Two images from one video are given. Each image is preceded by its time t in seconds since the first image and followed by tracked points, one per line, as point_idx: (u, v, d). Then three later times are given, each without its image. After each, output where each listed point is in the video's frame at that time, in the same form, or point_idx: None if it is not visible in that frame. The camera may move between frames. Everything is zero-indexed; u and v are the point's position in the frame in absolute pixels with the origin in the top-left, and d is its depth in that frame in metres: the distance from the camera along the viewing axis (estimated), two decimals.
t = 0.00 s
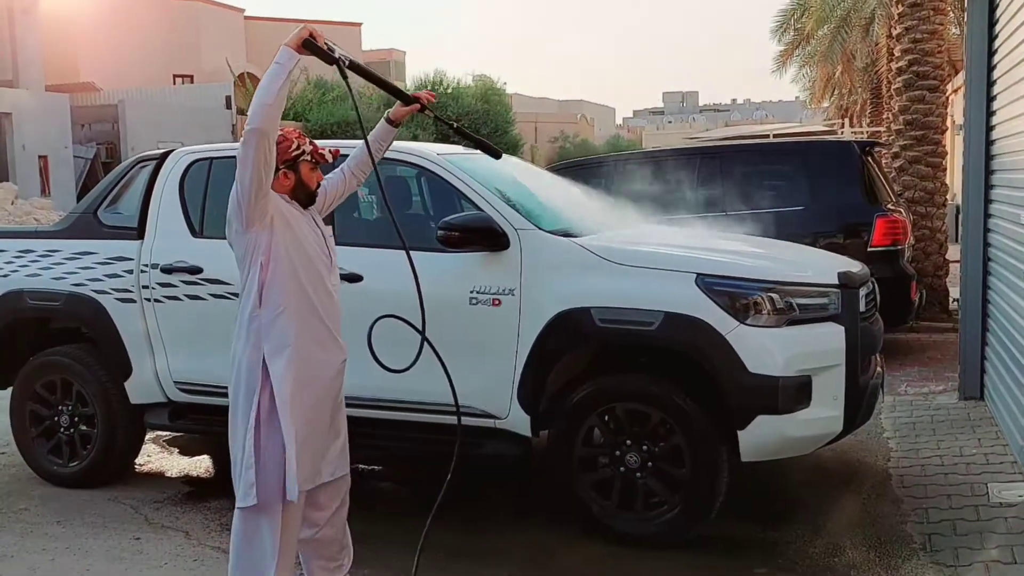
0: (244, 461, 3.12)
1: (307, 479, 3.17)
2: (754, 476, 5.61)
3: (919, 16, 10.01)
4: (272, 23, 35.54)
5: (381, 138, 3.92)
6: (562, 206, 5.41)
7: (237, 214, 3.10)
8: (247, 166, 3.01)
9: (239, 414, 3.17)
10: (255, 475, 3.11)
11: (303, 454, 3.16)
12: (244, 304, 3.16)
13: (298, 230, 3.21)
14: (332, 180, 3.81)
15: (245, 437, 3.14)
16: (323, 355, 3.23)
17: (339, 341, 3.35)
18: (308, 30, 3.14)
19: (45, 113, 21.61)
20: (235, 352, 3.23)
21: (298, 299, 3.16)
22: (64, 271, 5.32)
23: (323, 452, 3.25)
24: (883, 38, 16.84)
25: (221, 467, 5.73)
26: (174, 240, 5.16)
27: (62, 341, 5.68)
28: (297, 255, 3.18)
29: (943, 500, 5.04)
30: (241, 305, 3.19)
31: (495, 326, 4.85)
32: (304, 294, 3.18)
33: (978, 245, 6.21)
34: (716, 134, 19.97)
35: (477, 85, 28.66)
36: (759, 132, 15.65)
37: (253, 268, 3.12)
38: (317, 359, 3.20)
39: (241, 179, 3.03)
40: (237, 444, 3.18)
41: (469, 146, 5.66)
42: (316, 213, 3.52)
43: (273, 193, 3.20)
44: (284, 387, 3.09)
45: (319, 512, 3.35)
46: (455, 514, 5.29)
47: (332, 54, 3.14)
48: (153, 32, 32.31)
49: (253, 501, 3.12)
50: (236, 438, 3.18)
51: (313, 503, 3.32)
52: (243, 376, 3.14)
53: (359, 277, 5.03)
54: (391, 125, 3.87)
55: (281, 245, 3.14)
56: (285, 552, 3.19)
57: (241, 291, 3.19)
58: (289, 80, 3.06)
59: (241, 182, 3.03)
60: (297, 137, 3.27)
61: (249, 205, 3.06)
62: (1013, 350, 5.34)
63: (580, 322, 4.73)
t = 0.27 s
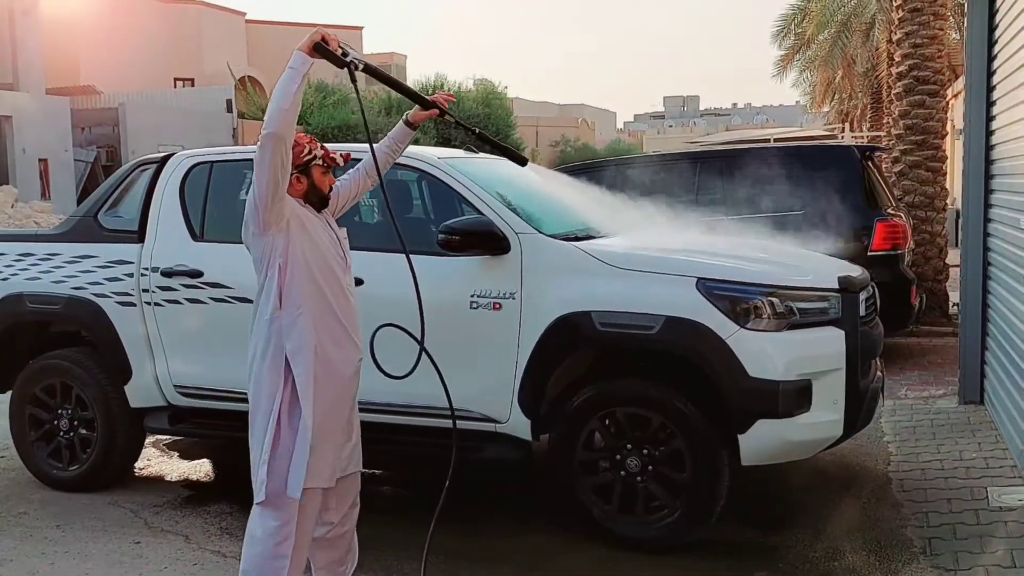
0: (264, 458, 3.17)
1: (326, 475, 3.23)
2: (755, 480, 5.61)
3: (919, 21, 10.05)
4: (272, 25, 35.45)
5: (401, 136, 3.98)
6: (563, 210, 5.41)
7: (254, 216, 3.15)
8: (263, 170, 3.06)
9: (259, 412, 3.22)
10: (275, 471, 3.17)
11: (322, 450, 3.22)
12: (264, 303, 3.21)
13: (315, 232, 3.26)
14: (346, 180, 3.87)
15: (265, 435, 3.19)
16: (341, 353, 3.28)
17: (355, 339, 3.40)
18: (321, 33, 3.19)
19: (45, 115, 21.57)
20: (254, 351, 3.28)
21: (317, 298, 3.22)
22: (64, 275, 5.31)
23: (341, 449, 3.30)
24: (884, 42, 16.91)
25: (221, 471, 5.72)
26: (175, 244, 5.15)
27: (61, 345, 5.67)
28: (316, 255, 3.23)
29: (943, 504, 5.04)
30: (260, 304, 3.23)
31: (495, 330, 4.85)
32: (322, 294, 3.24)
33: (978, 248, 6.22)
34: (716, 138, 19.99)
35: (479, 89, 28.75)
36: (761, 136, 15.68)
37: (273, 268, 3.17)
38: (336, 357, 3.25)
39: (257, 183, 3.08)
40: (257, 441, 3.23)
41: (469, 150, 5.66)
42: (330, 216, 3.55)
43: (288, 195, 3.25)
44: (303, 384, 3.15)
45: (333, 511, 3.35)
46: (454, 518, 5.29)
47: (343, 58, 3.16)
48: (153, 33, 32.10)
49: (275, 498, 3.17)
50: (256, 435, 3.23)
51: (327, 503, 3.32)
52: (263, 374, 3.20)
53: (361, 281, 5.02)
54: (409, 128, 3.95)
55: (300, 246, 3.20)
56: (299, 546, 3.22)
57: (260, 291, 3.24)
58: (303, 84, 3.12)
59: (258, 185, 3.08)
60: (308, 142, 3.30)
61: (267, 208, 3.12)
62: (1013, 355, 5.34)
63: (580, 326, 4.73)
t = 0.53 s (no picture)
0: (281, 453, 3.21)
1: (342, 468, 3.28)
2: (756, 483, 5.61)
3: (920, 24, 10.08)
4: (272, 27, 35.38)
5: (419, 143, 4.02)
6: (564, 212, 5.42)
7: (271, 214, 3.18)
8: (283, 169, 3.10)
9: (274, 408, 3.25)
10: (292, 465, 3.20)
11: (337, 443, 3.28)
12: (279, 300, 3.24)
13: (330, 231, 3.31)
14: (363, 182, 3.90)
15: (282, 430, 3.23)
16: (354, 350, 3.33)
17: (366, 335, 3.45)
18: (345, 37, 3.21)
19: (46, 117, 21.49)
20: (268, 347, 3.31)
21: (332, 295, 3.27)
22: (64, 277, 5.30)
23: (354, 445, 3.34)
24: (884, 45, 16.99)
25: (221, 473, 5.71)
26: (176, 245, 5.15)
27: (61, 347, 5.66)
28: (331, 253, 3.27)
29: (944, 506, 5.04)
30: (275, 301, 3.27)
31: (496, 333, 4.85)
32: (338, 291, 3.28)
33: (978, 251, 6.23)
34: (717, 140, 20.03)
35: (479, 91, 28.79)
36: (762, 138, 15.73)
37: (289, 266, 3.21)
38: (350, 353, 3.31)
39: (276, 181, 3.12)
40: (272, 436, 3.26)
41: (471, 153, 5.66)
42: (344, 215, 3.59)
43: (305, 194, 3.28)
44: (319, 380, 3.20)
45: (347, 507, 3.39)
46: (455, 520, 5.28)
47: (365, 64, 3.18)
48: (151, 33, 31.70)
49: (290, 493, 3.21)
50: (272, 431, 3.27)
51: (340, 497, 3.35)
52: (279, 370, 3.23)
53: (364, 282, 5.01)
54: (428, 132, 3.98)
55: (315, 243, 3.24)
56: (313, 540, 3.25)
57: (275, 288, 3.27)
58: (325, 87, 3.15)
59: (277, 184, 3.12)
60: (322, 143, 3.37)
61: (285, 206, 3.15)
62: (1014, 357, 5.35)
63: (581, 328, 4.73)
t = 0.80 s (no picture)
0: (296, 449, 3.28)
1: (354, 464, 3.36)
2: (758, 485, 5.61)
3: (921, 28, 10.12)
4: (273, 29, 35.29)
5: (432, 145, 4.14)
6: (566, 214, 5.42)
7: (288, 212, 3.26)
8: (304, 167, 3.18)
9: (287, 405, 3.32)
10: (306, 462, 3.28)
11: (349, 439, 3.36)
12: (292, 299, 3.31)
13: (343, 231, 3.39)
14: (379, 185, 3.98)
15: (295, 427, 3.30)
16: (363, 348, 3.41)
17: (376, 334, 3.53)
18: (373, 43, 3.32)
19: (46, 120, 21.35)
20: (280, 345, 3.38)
21: (344, 294, 3.35)
22: (65, 279, 5.29)
23: (363, 440, 3.42)
24: (885, 49, 17.10)
25: (222, 476, 5.70)
26: (178, 247, 5.14)
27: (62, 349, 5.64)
28: (343, 252, 3.35)
29: (945, 509, 5.05)
30: (287, 300, 3.34)
31: (497, 335, 4.85)
32: (349, 289, 3.36)
33: (978, 254, 6.24)
34: (719, 144, 20.07)
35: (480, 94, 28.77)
36: (765, 141, 15.77)
37: (302, 264, 3.28)
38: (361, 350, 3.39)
39: (295, 178, 3.20)
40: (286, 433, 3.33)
41: (472, 155, 5.67)
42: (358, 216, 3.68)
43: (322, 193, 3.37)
44: (331, 376, 3.27)
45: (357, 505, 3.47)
46: (456, 523, 5.28)
47: (392, 68, 3.31)
48: (153, 34, 31.53)
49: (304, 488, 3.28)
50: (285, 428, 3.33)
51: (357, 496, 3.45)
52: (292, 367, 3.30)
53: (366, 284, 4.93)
54: (438, 133, 4.11)
55: (328, 242, 3.31)
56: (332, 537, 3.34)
57: (287, 285, 3.34)
58: (351, 91, 3.25)
59: (296, 182, 3.20)
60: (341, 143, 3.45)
61: (302, 205, 3.23)
62: (1016, 359, 5.36)
63: (583, 330, 4.73)
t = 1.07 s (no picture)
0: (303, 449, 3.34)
1: (361, 464, 3.42)
2: (755, 490, 5.62)
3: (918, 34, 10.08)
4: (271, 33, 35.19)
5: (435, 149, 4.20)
6: (564, 219, 5.43)
7: (302, 213, 3.31)
8: (323, 169, 3.24)
9: (295, 406, 3.37)
10: (314, 461, 3.34)
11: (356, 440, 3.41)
12: (300, 301, 3.36)
13: (352, 234, 3.42)
14: (386, 192, 4.04)
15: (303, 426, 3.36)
16: (370, 350, 3.45)
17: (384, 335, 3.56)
18: (395, 50, 3.42)
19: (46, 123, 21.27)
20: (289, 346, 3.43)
21: (351, 296, 3.39)
22: (63, 283, 5.28)
23: (372, 441, 3.47)
24: (883, 54, 17.16)
25: (219, 480, 5.70)
26: (176, 252, 5.14)
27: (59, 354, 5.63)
28: (352, 255, 3.39)
29: (943, 514, 5.05)
30: (295, 302, 3.38)
31: (494, 339, 4.86)
32: (357, 291, 3.40)
33: (976, 260, 6.25)
34: (717, 148, 20.08)
35: (478, 97, 28.77)
36: (764, 146, 15.79)
37: (311, 267, 3.33)
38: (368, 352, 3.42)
39: (314, 180, 3.25)
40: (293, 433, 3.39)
41: (471, 160, 5.67)
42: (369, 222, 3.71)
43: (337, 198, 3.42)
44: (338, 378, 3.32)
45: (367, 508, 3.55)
46: (453, 527, 5.28)
47: (412, 72, 3.43)
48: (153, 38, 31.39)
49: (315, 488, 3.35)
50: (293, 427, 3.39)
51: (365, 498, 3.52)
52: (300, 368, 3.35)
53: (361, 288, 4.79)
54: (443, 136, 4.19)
55: (337, 245, 3.35)
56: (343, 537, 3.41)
57: (296, 287, 3.39)
58: (373, 96, 3.33)
59: (314, 184, 3.25)
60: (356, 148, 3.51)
61: (316, 207, 3.28)
62: (1013, 365, 5.37)
63: (581, 334, 4.73)
